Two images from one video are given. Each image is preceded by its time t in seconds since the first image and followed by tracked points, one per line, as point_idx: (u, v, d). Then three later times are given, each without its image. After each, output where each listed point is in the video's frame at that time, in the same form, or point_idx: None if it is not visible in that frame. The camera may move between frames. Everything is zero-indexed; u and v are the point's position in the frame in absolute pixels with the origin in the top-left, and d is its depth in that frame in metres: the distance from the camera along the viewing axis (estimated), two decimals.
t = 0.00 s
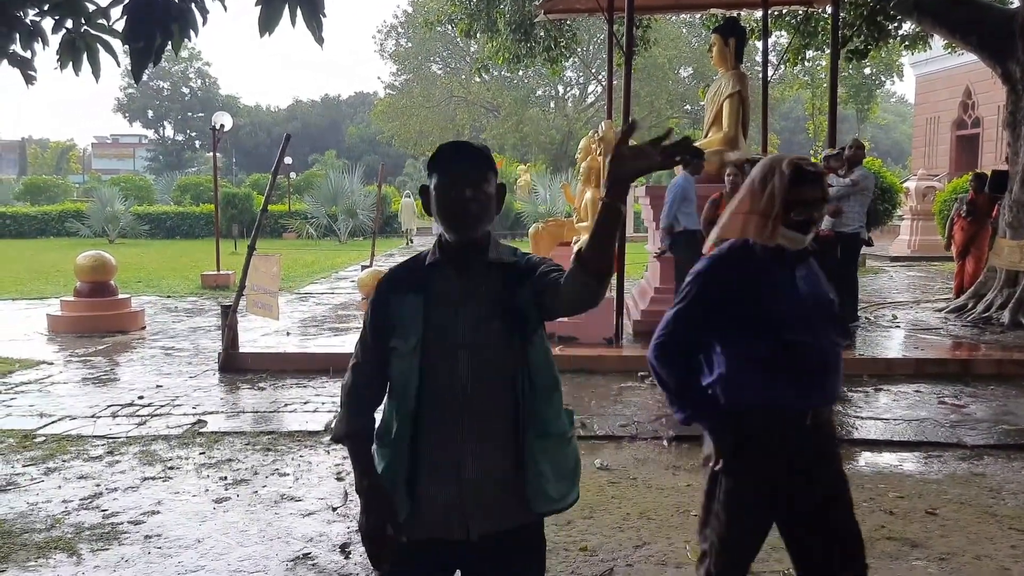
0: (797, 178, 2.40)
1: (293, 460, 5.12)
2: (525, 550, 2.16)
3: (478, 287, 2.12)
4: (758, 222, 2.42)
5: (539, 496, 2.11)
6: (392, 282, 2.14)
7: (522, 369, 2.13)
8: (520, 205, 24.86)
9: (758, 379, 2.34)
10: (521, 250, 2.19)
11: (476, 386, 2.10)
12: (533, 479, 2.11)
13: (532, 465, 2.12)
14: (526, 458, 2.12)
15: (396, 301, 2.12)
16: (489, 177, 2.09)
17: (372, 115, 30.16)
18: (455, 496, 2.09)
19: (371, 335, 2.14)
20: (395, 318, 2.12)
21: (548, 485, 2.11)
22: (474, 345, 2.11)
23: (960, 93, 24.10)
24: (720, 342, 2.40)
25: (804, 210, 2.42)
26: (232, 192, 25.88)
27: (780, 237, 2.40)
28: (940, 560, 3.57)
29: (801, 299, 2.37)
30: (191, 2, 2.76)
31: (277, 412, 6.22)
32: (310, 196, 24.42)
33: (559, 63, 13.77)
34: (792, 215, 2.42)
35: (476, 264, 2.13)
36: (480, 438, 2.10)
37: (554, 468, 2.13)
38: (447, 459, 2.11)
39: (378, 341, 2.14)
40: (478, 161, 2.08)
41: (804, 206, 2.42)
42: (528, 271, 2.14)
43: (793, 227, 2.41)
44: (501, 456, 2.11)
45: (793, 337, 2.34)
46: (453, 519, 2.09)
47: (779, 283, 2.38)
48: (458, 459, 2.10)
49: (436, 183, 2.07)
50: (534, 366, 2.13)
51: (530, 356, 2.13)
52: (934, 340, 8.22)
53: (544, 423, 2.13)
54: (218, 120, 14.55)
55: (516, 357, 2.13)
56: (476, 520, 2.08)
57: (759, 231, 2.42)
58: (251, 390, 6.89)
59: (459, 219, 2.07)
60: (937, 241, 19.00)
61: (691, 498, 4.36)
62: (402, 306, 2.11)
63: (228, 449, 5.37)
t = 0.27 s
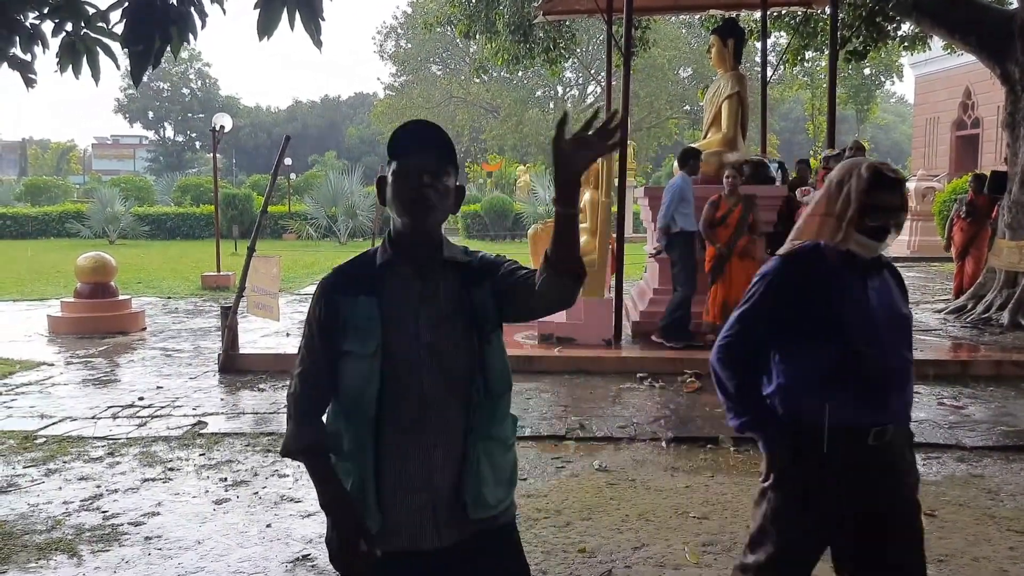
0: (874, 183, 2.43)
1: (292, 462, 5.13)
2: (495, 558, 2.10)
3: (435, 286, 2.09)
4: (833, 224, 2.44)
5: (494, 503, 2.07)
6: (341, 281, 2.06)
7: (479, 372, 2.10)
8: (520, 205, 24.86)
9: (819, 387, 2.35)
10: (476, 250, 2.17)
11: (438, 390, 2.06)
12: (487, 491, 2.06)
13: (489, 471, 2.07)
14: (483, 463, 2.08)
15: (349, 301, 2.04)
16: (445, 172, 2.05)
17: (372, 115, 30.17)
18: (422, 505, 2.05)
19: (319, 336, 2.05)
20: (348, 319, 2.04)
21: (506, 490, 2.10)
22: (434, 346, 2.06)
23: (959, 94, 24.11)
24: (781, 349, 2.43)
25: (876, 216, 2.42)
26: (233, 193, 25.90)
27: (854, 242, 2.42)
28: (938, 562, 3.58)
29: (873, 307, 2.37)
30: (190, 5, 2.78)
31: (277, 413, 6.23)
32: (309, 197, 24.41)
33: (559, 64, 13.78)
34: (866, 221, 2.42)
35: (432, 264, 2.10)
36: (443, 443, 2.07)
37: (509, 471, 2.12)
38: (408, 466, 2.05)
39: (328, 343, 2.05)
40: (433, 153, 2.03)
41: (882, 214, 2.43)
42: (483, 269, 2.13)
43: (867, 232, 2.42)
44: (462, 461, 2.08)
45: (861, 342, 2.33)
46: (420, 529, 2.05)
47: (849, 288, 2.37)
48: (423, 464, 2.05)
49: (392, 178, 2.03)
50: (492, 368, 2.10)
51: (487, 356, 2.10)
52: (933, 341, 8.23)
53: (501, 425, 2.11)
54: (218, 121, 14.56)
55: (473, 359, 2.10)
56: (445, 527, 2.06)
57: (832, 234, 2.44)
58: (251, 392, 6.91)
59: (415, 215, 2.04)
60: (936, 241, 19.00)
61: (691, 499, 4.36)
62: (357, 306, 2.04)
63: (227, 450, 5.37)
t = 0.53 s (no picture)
0: (941, 183, 2.36)
1: (293, 462, 5.12)
2: (485, 557, 2.10)
3: (418, 282, 2.08)
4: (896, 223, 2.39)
5: (483, 500, 2.06)
6: (325, 278, 2.04)
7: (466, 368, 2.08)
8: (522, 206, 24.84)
9: (870, 384, 2.31)
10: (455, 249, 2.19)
11: (426, 386, 2.04)
12: (478, 489, 2.05)
13: (479, 468, 2.06)
14: (473, 461, 2.06)
15: (335, 297, 2.03)
16: (420, 163, 2.04)
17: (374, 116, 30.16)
18: (417, 503, 2.01)
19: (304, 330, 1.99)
20: (335, 315, 2.03)
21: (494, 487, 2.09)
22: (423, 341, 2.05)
23: (962, 94, 24.06)
24: (831, 344, 2.40)
25: (939, 217, 2.35)
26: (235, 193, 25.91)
27: (916, 244, 2.37)
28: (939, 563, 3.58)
29: (930, 305, 2.34)
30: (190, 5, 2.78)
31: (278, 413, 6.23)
32: (311, 197, 24.40)
33: (561, 64, 13.77)
34: (928, 223, 2.36)
35: (415, 262, 2.09)
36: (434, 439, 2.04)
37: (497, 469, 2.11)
38: (401, 464, 2.02)
39: (313, 338, 2.00)
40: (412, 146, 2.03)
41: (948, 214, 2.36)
42: (464, 266, 2.13)
43: (929, 234, 2.36)
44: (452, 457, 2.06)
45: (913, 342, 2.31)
46: (416, 528, 2.01)
47: (907, 285, 2.35)
48: (415, 461, 2.02)
49: (371, 171, 2.02)
50: (478, 364, 2.08)
51: (474, 352, 2.09)
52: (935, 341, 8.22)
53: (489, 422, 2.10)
54: (220, 121, 14.56)
55: (460, 354, 2.08)
56: (440, 527, 2.02)
57: (897, 235, 2.38)
58: (252, 392, 6.91)
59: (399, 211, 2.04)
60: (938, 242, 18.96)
61: (692, 500, 4.36)
62: (344, 302, 2.03)
63: (227, 451, 5.38)
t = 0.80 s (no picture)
0: (978, 191, 2.36)
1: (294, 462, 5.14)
2: (483, 557, 2.11)
3: (418, 279, 2.08)
4: (928, 230, 2.41)
5: (481, 499, 2.06)
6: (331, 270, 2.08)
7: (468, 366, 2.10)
8: (523, 207, 24.83)
9: (899, 391, 2.34)
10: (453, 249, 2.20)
11: (429, 383, 2.04)
12: (480, 488, 2.06)
13: (480, 466, 2.07)
14: (475, 459, 2.07)
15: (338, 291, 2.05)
16: (417, 161, 2.07)
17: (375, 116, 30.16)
18: (417, 499, 2.01)
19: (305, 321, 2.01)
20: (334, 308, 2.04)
21: (494, 487, 2.09)
22: (425, 337, 2.06)
23: (963, 95, 24.04)
24: (861, 350, 2.44)
25: (975, 226, 2.36)
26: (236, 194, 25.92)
27: (948, 252, 2.38)
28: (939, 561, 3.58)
29: (961, 311, 2.36)
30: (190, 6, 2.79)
31: (279, 413, 6.23)
32: (312, 198, 24.39)
33: (562, 65, 13.78)
34: (962, 231, 2.37)
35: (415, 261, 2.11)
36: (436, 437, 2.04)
37: (498, 468, 2.13)
38: (402, 459, 2.02)
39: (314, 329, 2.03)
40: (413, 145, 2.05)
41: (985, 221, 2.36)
42: (466, 267, 2.16)
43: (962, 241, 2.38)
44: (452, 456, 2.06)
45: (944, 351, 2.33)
46: (415, 525, 2.01)
47: (939, 293, 2.37)
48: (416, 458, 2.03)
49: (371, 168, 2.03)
50: (480, 363, 2.10)
51: (477, 351, 2.10)
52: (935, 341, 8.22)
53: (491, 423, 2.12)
54: (221, 121, 14.56)
55: (462, 355, 2.09)
56: (439, 525, 2.02)
57: (930, 243, 2.39)
58: (253, 392, 6.92)
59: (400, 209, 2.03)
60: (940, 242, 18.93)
61: (692, 499, 4.36)
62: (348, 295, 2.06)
63: (229, 450, 5.39)
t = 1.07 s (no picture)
0: (989, 200, 2.24)
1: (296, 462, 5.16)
2: (486, 558, 2.14)
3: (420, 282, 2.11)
4: (939, 242, 2.25)
5: (482, 501, 2.07)
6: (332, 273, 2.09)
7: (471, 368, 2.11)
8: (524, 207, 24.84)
9: (941, 414, 2.21)
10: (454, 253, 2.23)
11: (431, 385, 2.06)
12: (483, 490, 2.08)
13: (482, 469, 2.08)
14: (478, 461, 2.08)
15: (341, 293, 2.07)
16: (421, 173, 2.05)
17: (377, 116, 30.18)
18: (419, 500, 2.03)
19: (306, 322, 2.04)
20: (336, 310, 2.06)
21: (496, 489, 2.11)
22: (427, 340, 2.08)
23: (963, 94, 24.04)
24: (894, 374, 2.30)
25: (985, 237, 2.27)
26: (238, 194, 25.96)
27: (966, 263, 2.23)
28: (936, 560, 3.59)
29: (994, 321, 2.24)
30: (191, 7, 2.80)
31: (281, 413, 6.25)
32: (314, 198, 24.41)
33: (563, 65, 13.79)
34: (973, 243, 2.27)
35: (417, 263, 2.14)
36: (438, 439, 2.05)
37: (501, 470, 2.14)
38: (404, 460, 2.04)
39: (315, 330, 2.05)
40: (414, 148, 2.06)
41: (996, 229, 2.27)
42: (470, 270, 2.17)
43: (973, 253, 2.28)
44: (455, 458, 2.07)
45: (981, 367, 2.20)
46: (417, 525, 2.03)
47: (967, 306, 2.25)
48: (418, 459, 2.04)
49: (372, 170, 2.04)
50: (484, 366, 2.11)
51: (480, 353, 2.12)
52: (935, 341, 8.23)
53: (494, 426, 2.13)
54: (223, 122, 14.59)
55: (465, 357, 2.11)
56: (441, 526, 2.03)
57: (942, 258, 2.23)
58: (255, 392, 6.94)
59: (403, 210, 2.05)
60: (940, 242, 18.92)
61: (691, 499, 4.37)
62: (349, 297, 2.06)
63: (231, 450, 5.41)
